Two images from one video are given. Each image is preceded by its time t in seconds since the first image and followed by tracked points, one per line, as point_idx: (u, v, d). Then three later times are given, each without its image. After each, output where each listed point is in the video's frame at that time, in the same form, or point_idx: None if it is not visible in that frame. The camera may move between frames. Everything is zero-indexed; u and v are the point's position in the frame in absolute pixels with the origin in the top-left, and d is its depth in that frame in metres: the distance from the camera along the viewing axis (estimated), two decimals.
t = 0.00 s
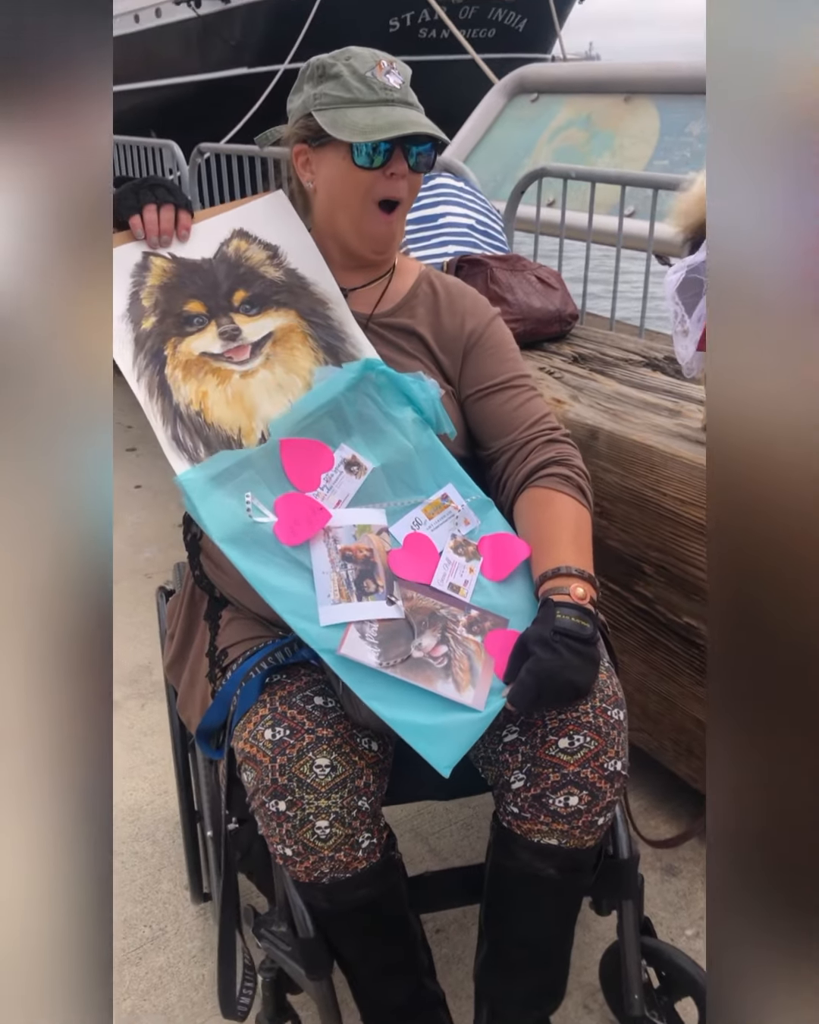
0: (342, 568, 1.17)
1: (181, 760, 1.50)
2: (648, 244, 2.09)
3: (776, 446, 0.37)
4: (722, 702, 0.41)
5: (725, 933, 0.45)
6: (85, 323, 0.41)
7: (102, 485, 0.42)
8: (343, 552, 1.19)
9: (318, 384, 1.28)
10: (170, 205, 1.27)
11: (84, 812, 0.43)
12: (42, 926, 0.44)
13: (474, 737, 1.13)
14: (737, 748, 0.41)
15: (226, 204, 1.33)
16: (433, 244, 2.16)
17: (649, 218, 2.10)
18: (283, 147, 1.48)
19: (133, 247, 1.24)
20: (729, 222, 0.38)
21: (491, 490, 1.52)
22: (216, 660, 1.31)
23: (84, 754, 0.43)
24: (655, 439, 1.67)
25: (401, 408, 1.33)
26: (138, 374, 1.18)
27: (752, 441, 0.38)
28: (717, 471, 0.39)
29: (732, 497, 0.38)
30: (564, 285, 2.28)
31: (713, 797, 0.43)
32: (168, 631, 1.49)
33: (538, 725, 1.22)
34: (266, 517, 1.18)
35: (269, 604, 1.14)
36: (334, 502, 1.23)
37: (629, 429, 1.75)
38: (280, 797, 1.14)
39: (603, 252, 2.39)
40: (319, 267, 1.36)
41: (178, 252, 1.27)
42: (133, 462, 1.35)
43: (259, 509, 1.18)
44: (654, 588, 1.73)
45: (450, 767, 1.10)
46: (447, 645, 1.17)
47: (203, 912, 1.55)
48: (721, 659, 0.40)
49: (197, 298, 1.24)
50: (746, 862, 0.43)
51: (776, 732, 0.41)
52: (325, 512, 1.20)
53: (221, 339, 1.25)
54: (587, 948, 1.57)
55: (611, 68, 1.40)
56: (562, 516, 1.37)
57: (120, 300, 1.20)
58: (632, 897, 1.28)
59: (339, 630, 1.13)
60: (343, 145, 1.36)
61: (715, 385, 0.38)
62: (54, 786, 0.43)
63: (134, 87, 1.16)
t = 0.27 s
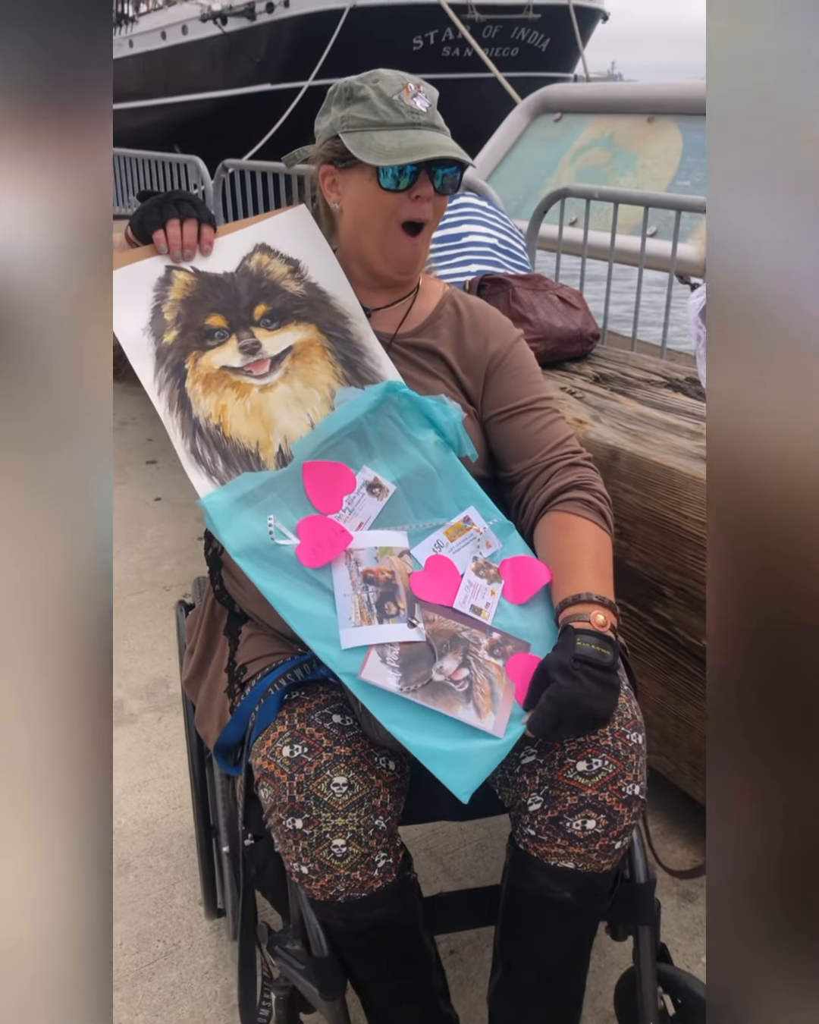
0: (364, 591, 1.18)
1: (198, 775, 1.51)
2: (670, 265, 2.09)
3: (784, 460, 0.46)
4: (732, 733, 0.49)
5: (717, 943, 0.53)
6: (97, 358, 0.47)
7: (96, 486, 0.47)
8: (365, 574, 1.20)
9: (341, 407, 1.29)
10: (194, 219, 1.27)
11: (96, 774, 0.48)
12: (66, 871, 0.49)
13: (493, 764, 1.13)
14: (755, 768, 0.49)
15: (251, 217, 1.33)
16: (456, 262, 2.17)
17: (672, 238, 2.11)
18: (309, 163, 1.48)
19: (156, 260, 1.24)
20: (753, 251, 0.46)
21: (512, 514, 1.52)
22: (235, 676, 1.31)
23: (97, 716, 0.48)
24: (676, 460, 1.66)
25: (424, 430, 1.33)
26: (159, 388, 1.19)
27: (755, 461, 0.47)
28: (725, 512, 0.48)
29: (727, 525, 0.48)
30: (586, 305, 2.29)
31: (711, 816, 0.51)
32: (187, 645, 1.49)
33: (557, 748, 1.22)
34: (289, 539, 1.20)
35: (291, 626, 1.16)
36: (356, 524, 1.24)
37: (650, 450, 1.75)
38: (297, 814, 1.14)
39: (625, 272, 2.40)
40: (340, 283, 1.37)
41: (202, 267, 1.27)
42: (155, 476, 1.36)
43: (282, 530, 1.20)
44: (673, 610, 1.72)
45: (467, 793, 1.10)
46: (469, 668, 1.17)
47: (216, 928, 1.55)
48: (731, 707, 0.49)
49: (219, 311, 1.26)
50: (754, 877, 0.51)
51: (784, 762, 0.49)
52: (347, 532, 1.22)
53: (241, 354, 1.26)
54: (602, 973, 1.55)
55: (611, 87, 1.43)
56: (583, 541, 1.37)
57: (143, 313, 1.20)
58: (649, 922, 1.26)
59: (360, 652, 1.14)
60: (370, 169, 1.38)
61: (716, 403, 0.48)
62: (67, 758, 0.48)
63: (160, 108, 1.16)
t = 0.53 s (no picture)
0: (375, 609, 1.18)
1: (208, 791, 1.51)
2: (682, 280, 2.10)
3: (783, 461, 0.55)
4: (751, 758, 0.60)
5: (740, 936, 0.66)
6: (101, 379, 0.54)
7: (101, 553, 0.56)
8: (376, 592, 1.20)
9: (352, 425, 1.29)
10: (206, 238, 1.27)
11: (87, 811, 0.57)
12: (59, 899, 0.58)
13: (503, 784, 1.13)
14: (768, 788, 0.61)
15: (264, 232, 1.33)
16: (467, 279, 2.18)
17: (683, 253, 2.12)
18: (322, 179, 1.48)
19: (169, 278, 1.25)
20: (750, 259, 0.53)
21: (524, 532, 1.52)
22: (245, 692, 1.31)
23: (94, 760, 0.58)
24: (687, 476, 1.66)
25: (435, 447, 1.33)
26: (171, 406, 1.21)
27: (757, 464, 0.55)
28: (733, 521, 0.57)
29: (736, 531, 0.56)
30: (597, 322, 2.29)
31: (723, 828, 0.63)
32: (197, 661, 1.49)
33: (568, 765, 1.21)
34: (299, 557, 1.20)
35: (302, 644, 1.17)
36: (367, 541, 1.25)
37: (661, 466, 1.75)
38: (307, 830, 1.14)
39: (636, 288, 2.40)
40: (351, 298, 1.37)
41: (213, 284, 1.28)
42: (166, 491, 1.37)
43: (292, 548, 1.21)
44: (684, 627, 1.71)
45: (478, 813, 1.11)
46: (480, 686, 1.17)
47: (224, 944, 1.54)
48: (744, 731, 0.60)
49: (231, 329, 1.27)
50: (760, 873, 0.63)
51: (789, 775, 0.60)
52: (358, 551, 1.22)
53: (253, 371, 1.27)
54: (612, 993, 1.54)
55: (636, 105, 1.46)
56: (594, 559, 1.37)
57: (156, 332, 1.22)
58: (660, 943, 1.25)
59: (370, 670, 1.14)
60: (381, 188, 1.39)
61: (717, 403, 0.55)
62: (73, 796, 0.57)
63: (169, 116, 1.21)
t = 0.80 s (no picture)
0: (381, 630, 1.18)
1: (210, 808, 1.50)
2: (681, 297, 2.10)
3: (784, 483, 0.52)
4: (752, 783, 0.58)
5: (739, 966, 0.63)
6: (95, 418, 0.53)
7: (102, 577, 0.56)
8: (381, 613, 1.20)
9: (355, 447, 1.30)
10: (207, 262, 1.28)
11: (81, 837, 0.57)
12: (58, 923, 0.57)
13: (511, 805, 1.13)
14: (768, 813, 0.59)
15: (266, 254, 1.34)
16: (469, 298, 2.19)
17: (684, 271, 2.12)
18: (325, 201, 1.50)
19: (171, 302, 1.26)
20: (749, 279, 0.50)
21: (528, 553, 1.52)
22: (247, 712, 1.31)
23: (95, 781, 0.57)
24: (690, 494, 1.66)
25: (437, 468, 1.34)
26: (174, 429, 1.23)
27: (759, 495, 0.53)
28: (739, 547, 0.54)
29: (739, 556, 0.54)
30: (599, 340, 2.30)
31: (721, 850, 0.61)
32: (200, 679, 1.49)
33: (570, 786, 1.21)
34: (304, 580, 1.21)
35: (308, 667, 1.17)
36: (371, 563, 1.25)
37: (663, 484, 1.75)
38: (309, 852, 1.14)
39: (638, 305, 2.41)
40: (352, 321, 1.38)
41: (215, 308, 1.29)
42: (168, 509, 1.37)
43: (296, 571, 1.21)
44: (688, 645, 1.71)
45: (487, 833, 1.11)
46: (486, 706, 1.17)
47: (226, 965, 1.54)
48: (743, 754, 0.58)
49: (234, 353, 1.28)
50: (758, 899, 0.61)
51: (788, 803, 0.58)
52: (362, 572, 1.22)
53: (255, 394, 1.28)
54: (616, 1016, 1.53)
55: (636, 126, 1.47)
56: (599, 578, 1.37)
57: (159, 357, 1.23)
58: (665, 964, 1.25)
59: (377, 692, 1.14)
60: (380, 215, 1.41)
61: (716, 424, 0.52)
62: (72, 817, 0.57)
63: (172, 134, 1.15)
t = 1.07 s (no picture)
0: (389, 648, 1.18)
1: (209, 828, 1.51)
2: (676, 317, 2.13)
3: (785, 514, 0.55)
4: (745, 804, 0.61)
5: (737, 990, 0.66)
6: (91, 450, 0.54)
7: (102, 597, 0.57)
8: (387, 630, 1.20)
9: (359, 466, 1.31)
10: (205, 287, 1.31)
11: (87, 853, 0.59)
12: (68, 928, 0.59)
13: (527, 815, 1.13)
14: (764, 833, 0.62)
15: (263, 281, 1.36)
16: (466, 317, 2.22)
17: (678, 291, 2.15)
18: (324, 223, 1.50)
19: (171, 328, 1.28)
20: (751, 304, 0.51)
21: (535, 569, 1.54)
22: (246, 731, 1.32)
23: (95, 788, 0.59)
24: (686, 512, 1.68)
25: (439, 486, 1.34)
26: (178, 454, 1.24)
27: (764, 522, 0.56)
28: (743, 566, 0.57)
29: (746, 577, 0.56)
30: (595, 359, 2.32)
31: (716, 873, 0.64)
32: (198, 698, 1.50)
33: (567, 803, 1.21)
34: (310, 599, 1.20)
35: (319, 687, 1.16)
36: (377, 582, 1.25)
37: (659, 503, 1.76)
38: (309, 870, 1.14)
39: (634, 325, 2.43)
40: (351, 344, 1.40)
41: (214, 334, 1.31)
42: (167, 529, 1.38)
43: (303, 590, 1.21)
44: (685, 662, 1.72)
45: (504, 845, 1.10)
46: (495, 720, 1.17)
47: (224, 985, 1.54)
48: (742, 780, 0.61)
49: (233, 378, 1.29)
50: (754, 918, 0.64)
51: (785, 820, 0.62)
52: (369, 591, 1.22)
53: (257, 418, 1.29)
54: None
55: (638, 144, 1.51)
56: (607, 587, 1.39)
57: (159, 384, 1.25)
58: (662, 982, 1.26)
59: (389, 708, 1.14)
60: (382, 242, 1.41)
61: (715, 445, 0.55)
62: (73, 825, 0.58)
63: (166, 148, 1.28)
